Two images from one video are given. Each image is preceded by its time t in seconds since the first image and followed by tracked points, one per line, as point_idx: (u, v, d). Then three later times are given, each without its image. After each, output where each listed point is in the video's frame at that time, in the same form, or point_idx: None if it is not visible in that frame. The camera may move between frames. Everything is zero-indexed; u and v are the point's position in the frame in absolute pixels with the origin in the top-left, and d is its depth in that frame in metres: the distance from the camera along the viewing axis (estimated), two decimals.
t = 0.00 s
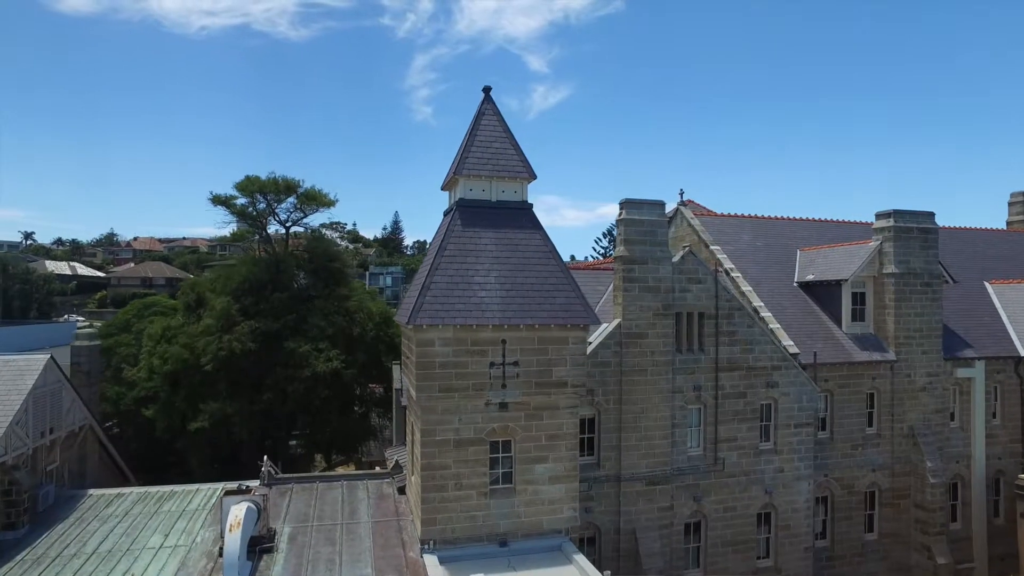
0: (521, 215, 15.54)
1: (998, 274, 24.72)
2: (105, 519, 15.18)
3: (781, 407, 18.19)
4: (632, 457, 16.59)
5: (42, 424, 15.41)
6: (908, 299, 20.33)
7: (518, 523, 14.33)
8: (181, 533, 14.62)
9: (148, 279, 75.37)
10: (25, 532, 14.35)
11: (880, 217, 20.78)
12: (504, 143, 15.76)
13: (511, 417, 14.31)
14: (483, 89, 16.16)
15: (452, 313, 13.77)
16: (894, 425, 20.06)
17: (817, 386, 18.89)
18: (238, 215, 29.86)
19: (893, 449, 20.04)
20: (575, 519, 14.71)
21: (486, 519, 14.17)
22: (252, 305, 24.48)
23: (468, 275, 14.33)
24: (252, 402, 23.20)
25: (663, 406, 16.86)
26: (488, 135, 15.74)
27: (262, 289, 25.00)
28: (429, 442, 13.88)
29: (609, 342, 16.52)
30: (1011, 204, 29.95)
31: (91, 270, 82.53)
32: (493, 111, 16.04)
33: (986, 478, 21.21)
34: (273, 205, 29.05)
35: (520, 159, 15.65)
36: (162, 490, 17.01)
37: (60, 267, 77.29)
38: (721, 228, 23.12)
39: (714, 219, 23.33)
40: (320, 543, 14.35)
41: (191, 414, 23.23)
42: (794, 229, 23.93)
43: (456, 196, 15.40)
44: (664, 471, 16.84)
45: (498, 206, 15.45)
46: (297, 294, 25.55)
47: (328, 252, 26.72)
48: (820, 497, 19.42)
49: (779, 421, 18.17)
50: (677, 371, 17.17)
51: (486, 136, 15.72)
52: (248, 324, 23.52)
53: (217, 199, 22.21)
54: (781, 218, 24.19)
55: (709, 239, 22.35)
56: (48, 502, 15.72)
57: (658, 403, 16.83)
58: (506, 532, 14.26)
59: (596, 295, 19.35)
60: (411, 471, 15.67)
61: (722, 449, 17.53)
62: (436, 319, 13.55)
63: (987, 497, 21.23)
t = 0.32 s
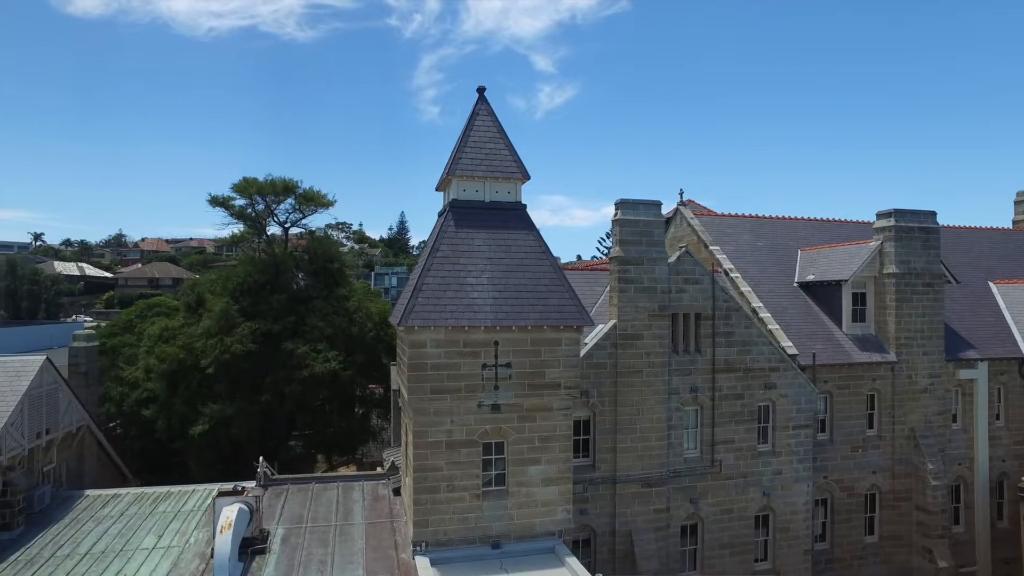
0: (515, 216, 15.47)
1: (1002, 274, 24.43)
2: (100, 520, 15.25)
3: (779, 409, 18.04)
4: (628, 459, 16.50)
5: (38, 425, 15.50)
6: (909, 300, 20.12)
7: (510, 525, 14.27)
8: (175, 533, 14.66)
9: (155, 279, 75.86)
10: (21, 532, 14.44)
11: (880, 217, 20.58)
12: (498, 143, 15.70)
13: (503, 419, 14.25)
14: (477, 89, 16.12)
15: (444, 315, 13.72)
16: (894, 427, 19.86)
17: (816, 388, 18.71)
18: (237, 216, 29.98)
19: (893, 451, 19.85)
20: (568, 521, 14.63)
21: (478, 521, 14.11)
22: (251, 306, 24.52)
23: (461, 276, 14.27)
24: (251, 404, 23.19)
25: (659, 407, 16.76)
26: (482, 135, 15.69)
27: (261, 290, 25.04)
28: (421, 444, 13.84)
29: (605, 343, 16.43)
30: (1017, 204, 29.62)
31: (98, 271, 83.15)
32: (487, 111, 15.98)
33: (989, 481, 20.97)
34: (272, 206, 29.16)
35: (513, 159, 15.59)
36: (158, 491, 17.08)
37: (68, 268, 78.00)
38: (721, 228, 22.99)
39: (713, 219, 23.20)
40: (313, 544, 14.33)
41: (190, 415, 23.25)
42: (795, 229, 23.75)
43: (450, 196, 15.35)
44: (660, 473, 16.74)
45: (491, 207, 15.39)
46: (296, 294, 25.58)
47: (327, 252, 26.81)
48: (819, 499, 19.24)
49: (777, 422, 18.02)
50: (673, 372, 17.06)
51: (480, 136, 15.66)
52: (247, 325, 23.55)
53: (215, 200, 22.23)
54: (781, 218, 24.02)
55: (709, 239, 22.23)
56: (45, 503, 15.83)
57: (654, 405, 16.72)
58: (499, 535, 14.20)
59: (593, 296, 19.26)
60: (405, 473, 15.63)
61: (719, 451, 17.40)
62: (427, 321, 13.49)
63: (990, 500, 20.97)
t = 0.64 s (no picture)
0: (509, 217, 15.39)
1: (1009, 275, 24.08)
2: (97, 521, 15.32)
3: (779, 412, 17.83)
4: (625, 462, 16.37)
5: (36, 426, 15.60)
6: (913, 302, 19.86)
7: (504, 528, 14.19)
8: (170, 535, 14.69)
9: (164, 280, 76.48)
10: (18, 533, 14.53)
11: (883, 217, 20.32)
12: (492, 145, 15.64)
13: (497, 421, 14.18)
14: (472, 90, 16.06)
15: (437, 317, 13.67)
16: (898, 431, 19.61)
17: (816, 391, 18.50)
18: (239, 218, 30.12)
19: (896, 455, 19.59)
20: (563, 525, 14.52)
21: (472, 524, 14.03)
22: (251, 308, 24.57)
23: (454, 278, 14.21)
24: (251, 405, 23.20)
25: (656, 410, 16.62)
26: (477, 136, 15.62)
27: (261, 292, 25.11)
28: (414, 446, 13.80)
29: (601, 345, 16.33)
30: None
31: (108, 271, 83.89)
32: (482, 112, 15.91)
33: (996, 485, 20.65)
34: (272, 208, 29.28)
35: (508, 160, 15.51)
36: (155, 492, 17.15)
37: (79, 269, 78.75)
38: (722, 229, 22.83)
39: (714, 220, 23.04)
40: (307, 547, 14.31)
41: (190, 416, 23.35)
42: (797, 230, 23.55)
43: (444, 198, 15.31)
44: (657, 476, 16.60)
45: (485, 209, 15.33)
46: (297, 296, 25.63)
47: (328, 254, 26.89)
48: (821, 503, 19.02)
49: (776, 425, 17.83)
50: (671, 374, 16.91)
51: (474, 137, 15.60)
52: (246, 327, 23.60)
53: (215, 202, 22.30)
54: (783, 218, 23.82)
55: (709, 240, 22.08)
56: (43, 503, 15.92)
57: (651, 408, 16.59)
58: (493, 538, 14.12)
59: (590, 298, 19.15)
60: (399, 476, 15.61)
61: (717, 454, 17.24)
62: (419, 323, 13.46)
63: (997, 505, 20.66)
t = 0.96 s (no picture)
0: (512, 219, 15.42)
1: None
2: (107, 519, 15.60)
3: (786, 414, 17.68)
4: (629, 465, 16.33)
5: (49, 426, 15.90)
6: (924, 303, 19.59)
7: (507, 530, 14.21)
8: (178, 534, 14.90)
9: (182, 280, 77.56)
10: (31, 531, 14.83)
11: (893, 217, 20.07)
12: (496, 147, 15.67)
13: (500, 423, 14.21)
14: (475, 93, 16.11)
15: (439, 319, 13.75)
16: (909, 434, 19.35)
17: (825, 393, 18.31)
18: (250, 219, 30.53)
19: (907, 458, 19.33)
20: (566, 527, 14.51)
21: (475, 526, 14.08)
22: (260, 309, 24.83)
23: (457, 280, 14.26)
24: (259, 405, 23.40)
25: (661, 412, 16.57)
26: (480, 139, 15.67)
27: (270, 294, 25.41)
28: (417, 448, 13.88)
29: (606, 347, 16.30)
30: None
31: (127, 272, 85.30)
32: (485, 114, 15.96)
33: (1012, 490, 20.28)
34: (281, 210, 29.63)
35: (511, 163, 15.54)
36: (165, 491, 17.42)
37: (98, 270, 80.17)
38: (730, 230, 22.74)
39: (722, 221, 22.95)
40: (312, 547, 14.45)
41: (200, 416, 23.65)
42: (807, 231, 23.37)
43: (447, 200, 15.38)
44: (662, 479, 16.53)
45: (489, 211, 15.37)
46: (306, 298, 25.88)
47: (337, 255, 27.17)
48: (830, 506, 18.83)
49: (783, 428, 17.67)
50: (676, 376, 16.84)
51: (477, 139, 15.64)
52: (255, 329, 23.88)
53: (226, 205, 22.52)
54: (793, 219, 23.64)
55: (717, 241, 21.99)
56: (56, 501, 16.23)
57: (656, 410, 16.54)
58: (495, 540, 14.15)
59: (596, 300, 19.15)
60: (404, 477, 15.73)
61: (724, 457, 17.13)
62: (422, 326, 13.53)
63: (1013, 509, 20.29)
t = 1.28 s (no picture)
0: (515, 224, 15.42)
1: None
2: (117, 520, 15.83)
3: (794, 419, 17.50)
4: (633, 469, 16.26)
5: (60, 428, 16.17)
6: (935, 306, 19.30)
7: (509, 535, 14.21)
8: (185, 536, 15.09)
9: (198, 281, 78.51)
10: (43, 531, 15.09)
11: (904, 219, 19.80)
12: (499, 151, 15.68)
13: (502, 428, 14.22)
14: (479, 97, 16.14)
15: (442, 324, 13.79)
16: (921, 439, 19.07)
17: (833, 398, 18.10)
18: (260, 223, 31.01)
19: (919, 464, 19.06)
20: (569, 532, 14.47)
21: (477, 530, 14.10)
22: (268, 313, 25.05)
23: (459, 285, 14.30)
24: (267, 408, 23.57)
25: (666, 417, 16.48)
26: (483, 143, 15.68)
27: (279, 297, 25.63)
28: (420, 452, 13.93)
29: (611, 351, 16.24)
30: None
31: (145, 273, 86.47)
32: (489, 119, 15.98)
33: None
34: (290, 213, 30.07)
35: (515, 167, 15.54)
36: (174, 492, 17.65)
37: (117, 272, 81.50)
38: (739, 233, 22.60)
39: (731, 224, 22.81)
40: (316, 550, 14.56)
41: (210, 418, 23.92)
42: (817, 233, 23.17)
43: (450, 205, 15.41)
44: (667, 484, 16.44)
45: (491, 216, 15.38)
46: (314, 300, 26.03)
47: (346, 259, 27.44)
48: (839, 512, 18.61)
49: (791, 433, 17.50)
50: (681, 381, 16.74)
51: (481, 144, 15.66)
52: (263, 331, 24.08)
53: (236, 208, 22.73)
54: (803, 222, 23.45)
55: (725, 243, 21.88)
56: (68, 502, 16.50)
57: (661, 414, 16.45)
58: (497, 544, 14.15)
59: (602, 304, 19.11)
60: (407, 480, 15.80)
61: (729, 462, 17.00)
62: (424, 330, 13.58)
63: None
